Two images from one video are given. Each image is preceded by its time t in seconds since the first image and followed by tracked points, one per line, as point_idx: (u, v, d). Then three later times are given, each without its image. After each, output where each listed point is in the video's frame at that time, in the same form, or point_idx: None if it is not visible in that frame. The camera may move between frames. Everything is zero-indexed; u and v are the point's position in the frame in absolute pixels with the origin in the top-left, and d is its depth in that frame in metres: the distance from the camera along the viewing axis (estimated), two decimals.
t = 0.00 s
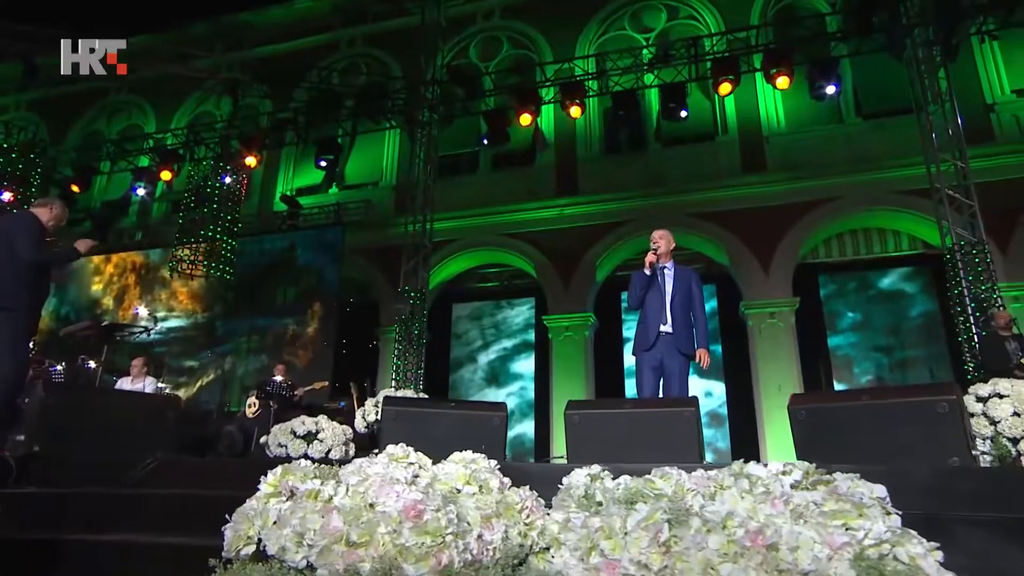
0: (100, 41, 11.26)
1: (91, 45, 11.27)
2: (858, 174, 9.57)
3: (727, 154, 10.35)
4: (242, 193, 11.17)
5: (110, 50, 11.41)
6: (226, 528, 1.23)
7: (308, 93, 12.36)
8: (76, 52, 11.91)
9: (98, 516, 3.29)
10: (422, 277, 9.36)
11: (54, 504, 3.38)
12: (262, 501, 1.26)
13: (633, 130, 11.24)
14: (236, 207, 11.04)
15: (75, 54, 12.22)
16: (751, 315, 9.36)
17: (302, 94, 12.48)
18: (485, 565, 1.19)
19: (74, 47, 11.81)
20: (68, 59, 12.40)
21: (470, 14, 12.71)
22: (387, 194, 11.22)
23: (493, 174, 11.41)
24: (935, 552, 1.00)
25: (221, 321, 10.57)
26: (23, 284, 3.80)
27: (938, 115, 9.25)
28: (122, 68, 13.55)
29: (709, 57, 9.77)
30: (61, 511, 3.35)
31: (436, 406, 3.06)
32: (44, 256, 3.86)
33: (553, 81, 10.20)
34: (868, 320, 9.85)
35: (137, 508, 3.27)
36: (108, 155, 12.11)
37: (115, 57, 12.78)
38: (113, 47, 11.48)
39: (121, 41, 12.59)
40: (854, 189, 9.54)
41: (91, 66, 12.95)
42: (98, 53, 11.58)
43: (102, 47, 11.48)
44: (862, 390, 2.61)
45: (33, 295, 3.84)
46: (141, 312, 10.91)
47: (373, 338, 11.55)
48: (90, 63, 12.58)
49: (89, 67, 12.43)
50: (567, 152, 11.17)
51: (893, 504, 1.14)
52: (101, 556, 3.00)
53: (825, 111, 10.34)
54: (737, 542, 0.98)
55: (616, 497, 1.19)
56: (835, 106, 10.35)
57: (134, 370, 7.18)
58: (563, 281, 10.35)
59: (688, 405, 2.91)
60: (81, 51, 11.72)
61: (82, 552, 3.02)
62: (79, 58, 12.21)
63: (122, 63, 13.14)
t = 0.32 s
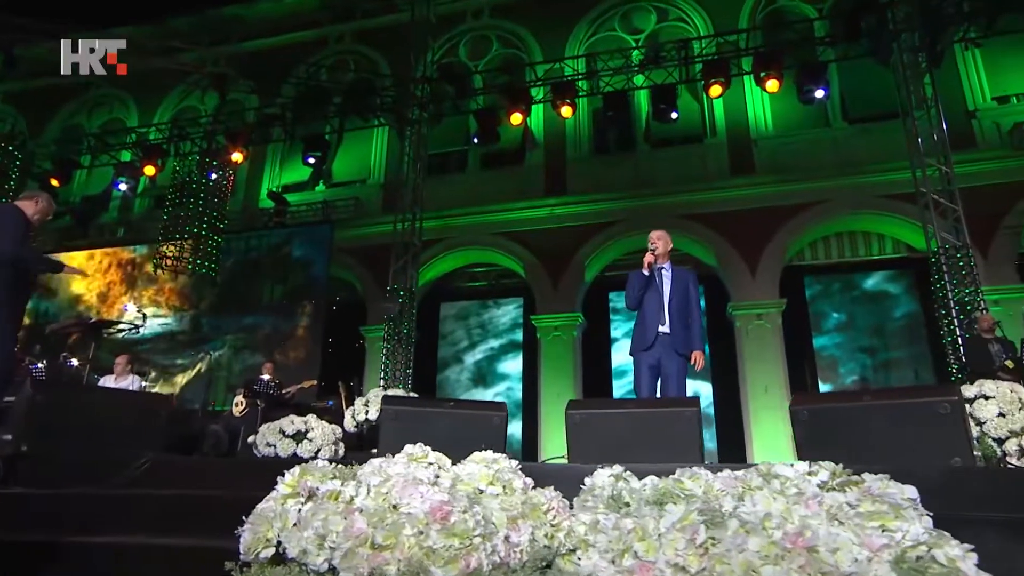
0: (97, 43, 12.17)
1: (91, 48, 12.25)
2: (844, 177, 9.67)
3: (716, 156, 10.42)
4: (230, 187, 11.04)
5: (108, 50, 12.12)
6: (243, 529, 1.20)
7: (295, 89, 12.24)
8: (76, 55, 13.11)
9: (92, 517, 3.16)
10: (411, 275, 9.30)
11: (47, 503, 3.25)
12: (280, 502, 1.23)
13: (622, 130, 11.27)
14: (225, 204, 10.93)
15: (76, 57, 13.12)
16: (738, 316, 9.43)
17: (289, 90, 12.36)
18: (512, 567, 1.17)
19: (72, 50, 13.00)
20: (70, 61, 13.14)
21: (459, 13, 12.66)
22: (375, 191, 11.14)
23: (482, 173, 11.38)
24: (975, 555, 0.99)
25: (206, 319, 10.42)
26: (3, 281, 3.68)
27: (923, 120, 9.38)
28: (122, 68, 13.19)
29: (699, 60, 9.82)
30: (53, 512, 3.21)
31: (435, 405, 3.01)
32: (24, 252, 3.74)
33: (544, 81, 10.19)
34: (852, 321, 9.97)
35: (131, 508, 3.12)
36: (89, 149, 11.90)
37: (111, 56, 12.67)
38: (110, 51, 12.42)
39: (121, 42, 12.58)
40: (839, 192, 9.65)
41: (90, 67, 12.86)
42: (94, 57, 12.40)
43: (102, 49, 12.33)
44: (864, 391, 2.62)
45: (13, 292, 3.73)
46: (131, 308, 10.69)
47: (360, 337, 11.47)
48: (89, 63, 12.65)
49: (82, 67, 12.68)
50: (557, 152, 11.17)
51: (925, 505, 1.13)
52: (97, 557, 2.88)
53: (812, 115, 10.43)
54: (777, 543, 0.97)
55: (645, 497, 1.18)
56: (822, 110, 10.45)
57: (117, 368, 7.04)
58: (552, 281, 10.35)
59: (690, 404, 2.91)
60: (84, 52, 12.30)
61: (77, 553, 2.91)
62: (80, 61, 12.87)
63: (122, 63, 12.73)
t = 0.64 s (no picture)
0: (97, 43, 11.63)
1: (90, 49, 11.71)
2: (830, 180, 9.77)
3: (704, 157, 10.48)
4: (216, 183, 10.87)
5: (109, 51, 11.60)
6: (263, 533, 1.16)
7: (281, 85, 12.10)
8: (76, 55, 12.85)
9: (90, 517, 3.04)
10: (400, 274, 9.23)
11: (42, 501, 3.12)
12: (300, 504, 1.20)
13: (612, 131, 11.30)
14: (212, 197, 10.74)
15: (76, 57, 12.83)
16: (726, 317, 9.50)
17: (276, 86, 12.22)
18: (538, 567, 1.15)
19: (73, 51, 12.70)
20: (70, 62, 12.82)
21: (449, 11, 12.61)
22: (362, 189, 11.05)
23: (471, 172, 11.34)
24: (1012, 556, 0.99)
25: (190, 317, 10.27)
26: None
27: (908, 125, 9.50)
28: (123, 68, 12.90)
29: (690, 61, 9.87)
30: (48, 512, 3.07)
31: (435, 404, 2.99)
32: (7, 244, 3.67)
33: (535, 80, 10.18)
34: (837, 321, 10.08)
35: (130, 510, 3.04)
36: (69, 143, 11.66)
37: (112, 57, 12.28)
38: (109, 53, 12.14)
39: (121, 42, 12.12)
40: (826, 194, 9.75)
41: (90, 68, 12.53)
42: (94, 56, 11.94)
43: (100, 50, 11.97)
44: (865, 392, 2.64)
45: None
46: (119, 303, 10.45)
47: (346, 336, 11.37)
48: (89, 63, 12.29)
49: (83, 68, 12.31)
50: (546, 152, 11.17)
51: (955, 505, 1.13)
52: (96, 559, 2.77)
53: (799, 118, 10.53)
54: (819, 545, 0.95)
55: (674, 498, 1.17)
56: (809, 114, 10.56)
57: (100, 366, 6.89)
58: (541, 281, 10.35)
59: (692, 405, 2.90)
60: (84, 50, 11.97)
61: (75, 554, 2.78)
62: (80, 62, 12.48)
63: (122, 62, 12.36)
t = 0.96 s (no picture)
0: (97, 43, 11.78)
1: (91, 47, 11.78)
2: (817, 183, 9.87)
3: (693, 159, 10.53)
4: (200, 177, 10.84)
5: (109, 51, 11.79)
6: (286, 534, 1.13)
7: (267, 80, 11.96)
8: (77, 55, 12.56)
9: (83, 517, 2.94)
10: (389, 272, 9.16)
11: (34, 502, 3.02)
12: (322, 504, 1.17)
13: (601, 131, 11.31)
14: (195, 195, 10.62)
15: (77, 57, 12.51)
16: (713, 318, 9.56)
17: (262, 81, 12.07)
18: (568, 570, 1.13)
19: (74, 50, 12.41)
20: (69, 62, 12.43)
21: (438, 9, 12.56)
22: (350, 186, 10.96)
23: (459, 170, 11.29)
24: None
25: (174, 314, 10.10)
26: None
27: (894, 130, 9.62)
28: (123, 68, 12.58)
29: (680, 63, 9.92)
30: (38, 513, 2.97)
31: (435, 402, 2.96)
32: None
33: (526, 79, 10.16)
34: (822, 321, 10.19)
35: (126, 510, 2.95)
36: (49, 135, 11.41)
37: (115, 57, 12.33)
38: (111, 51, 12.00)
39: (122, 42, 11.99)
40: (812, 197, 9.85)
41: (91, 68, 12.45)
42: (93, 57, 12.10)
43: (102, 50, 11.98)
44: (866, 393, 2.66)
45: None
46: (107, 299, 10.29)
47: (333, 334, 11.28)
48: (89, 63, 12.27)
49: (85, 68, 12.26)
50: (535, 151, 11.16)
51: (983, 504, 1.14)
52: (94, 564, 2.67)
53: (786, 121, 10.63)
54: (862, 547, 0.95)
55: (703, 499, 1.16)
56: (796, 117, 10.65)
57: (82, 363, 6.75)
58: (529, 281, 10.34)
59: (693, 405, 2.91)
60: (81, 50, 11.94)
61: (71, 556, 2.71)
62: (80, 60, 12.39)
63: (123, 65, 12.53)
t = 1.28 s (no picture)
0: (96, 42, 11.06)
1: (91, 47, 11.12)
2: (803, 187, 9.97)
3: (682, 160, 10.59)
4: (184, 176, 10.69)
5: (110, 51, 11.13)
6: (310, 537, 1.11)
7: (254, 75, 11.82)
8: (77, 55, 11.86)
9: (80, 516, 2.82)
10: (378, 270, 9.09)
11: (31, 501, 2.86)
12: (345, 505, 1.15)
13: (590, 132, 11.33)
14: (179, 193, 10.53)
15: (77, 57, 11.87)
16: (701, 319, 9.62)
17: (249, 77, 11.93)
18: (597, 571, 1.14)
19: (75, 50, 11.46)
20: (70, 62, 11.76)
21: (428, 7, 12.51)
22: (338, 184, 10.86)
23: (449, 169, 11.25)
24: None
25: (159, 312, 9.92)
26: None
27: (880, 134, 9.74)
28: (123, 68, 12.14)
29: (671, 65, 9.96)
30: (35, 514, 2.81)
31: (436, 403, 2.94)
32: None
33: (517, 79, 10.15)
34: (808, 322, 10.30)
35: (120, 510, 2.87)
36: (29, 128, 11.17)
37: (115, 58, 11.80)
38: (114, 51, 11.39)
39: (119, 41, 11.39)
40: (800, 200, 9.95)
41: (91, 68, 11.83)
42: (93, 57, 11.35)
43: (102, 50, 11.38)
44: (867, 394, 2.68)
45: None
46: (97, 296, 10.04)
47: (319, 333, 11.17)
48: (88, 63, 11.61)
49: (85, 68, 11.58)
50: (525, 151, 11.15)
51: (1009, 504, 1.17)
52: (94, 565, 2.58)
53: (774, 125, 10.72)
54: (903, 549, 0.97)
55: (733, 500, 1.16)
56: (783, 121, 10.74)
57: (65, 361, 6.61)
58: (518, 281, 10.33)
59: (694, 404, 2.91)
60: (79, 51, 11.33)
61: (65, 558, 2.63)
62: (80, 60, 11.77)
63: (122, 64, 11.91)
